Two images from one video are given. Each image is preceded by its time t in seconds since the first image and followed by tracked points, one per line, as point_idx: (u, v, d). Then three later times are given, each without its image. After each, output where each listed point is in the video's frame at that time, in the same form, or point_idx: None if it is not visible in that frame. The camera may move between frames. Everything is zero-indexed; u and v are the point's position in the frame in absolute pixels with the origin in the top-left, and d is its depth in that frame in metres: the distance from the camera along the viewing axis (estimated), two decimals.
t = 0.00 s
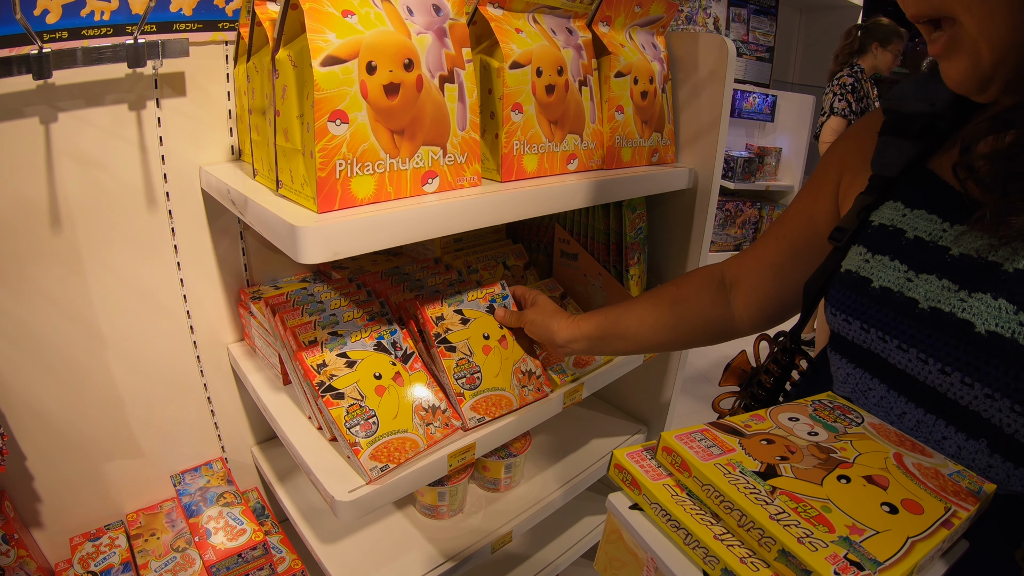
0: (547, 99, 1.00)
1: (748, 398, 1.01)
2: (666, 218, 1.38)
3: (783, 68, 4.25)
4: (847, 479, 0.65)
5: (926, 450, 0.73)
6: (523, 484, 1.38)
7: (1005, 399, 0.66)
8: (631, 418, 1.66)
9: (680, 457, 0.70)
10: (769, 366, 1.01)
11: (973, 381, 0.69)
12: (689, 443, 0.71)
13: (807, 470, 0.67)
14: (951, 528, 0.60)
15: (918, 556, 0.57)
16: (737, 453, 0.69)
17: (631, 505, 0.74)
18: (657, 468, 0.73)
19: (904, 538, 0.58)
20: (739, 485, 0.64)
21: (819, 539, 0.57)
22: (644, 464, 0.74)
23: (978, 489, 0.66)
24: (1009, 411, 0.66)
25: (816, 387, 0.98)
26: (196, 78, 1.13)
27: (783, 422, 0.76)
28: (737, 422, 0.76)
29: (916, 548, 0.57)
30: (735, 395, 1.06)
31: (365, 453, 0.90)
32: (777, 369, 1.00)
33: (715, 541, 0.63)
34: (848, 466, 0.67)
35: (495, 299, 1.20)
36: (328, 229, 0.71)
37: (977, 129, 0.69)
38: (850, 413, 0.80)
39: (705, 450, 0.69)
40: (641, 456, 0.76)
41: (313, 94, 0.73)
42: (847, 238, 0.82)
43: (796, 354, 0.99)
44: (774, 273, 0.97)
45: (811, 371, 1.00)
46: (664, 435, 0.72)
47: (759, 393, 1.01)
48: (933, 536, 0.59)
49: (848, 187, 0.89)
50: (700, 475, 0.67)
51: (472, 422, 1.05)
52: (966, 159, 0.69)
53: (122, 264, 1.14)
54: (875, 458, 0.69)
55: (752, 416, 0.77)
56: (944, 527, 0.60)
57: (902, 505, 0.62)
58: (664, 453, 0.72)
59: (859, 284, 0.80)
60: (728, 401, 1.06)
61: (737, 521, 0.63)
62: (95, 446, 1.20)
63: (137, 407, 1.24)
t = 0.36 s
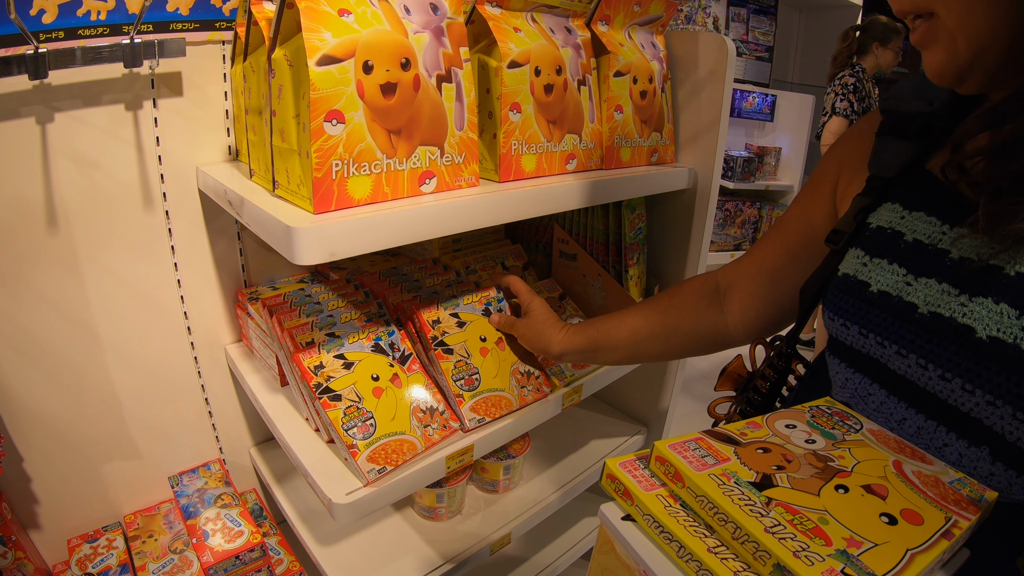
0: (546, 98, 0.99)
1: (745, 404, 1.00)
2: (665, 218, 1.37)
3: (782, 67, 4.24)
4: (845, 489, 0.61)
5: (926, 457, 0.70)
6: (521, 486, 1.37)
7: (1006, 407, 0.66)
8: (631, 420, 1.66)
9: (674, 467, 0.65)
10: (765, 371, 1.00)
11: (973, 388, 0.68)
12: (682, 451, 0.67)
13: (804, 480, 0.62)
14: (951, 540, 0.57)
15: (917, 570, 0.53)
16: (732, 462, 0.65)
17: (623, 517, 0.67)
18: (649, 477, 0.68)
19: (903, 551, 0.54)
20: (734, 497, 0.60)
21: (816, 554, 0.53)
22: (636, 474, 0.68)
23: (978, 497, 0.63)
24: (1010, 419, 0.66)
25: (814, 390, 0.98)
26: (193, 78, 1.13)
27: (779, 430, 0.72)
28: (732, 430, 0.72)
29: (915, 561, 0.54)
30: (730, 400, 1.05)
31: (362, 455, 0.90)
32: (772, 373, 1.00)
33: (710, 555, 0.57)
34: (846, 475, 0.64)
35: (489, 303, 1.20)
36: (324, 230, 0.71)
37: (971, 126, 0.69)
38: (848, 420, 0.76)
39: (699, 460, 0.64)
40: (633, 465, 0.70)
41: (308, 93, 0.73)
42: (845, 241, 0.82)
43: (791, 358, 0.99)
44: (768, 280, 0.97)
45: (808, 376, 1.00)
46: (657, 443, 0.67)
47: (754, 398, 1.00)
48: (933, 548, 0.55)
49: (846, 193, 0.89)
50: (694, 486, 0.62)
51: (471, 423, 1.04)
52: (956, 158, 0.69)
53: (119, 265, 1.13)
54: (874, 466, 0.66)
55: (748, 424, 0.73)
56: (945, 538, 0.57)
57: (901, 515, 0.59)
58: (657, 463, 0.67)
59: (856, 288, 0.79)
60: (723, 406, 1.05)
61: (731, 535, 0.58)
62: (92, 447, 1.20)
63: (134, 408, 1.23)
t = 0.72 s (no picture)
0: (541, 98, 1.00)
1: (740, 406, 0.99)
2: (662, 218, 1.37)
3: (781, 67, 4.25)
4: (837, 494, 0.61)
5: (923, 462, 0.70)
6: (517, 486, 1.36)
7: (1004, 411, 0.65)
8: (627, 419, 1.66)
9: (663, 470, 0.65)
10: (761, 373, 0.98)
11: (971, 392, 0.68)
12: (672, 455, 0.66)
13: (796, 485, 0.62)
14: (946, 547, 0.55)
15: None
16: (722, 466, 0.65)
17: (611, 519, 0.68)
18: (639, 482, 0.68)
19: (895, 558, 0.53)
20: (722, 501, 0.59)
21: (804, 560, 0.53)
22: (625, 478, 0.69)
23: (975, 503, 0.63)
24: (1008, 424, 0.66)
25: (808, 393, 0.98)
26: (190, 78, 1.13)
27: (773, 433, 0.72)
28: (724, 433, 0.72)
29: (908, 569, 0.53)
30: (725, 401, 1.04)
31: (357, 455, 0.90)
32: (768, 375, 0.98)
33: (696, 558, 0.58)
34: (839, 480, 0.63)
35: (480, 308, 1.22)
36: (319, 229, 0.71)
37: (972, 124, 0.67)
38: (845, 422, 0.76)
39: (688, 463, 0.64)
40: (622, 468, 0.71)
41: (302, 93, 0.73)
42: (841, 241, 0.81)
43: (787, 360, 0.98)
44: (763, 278, 0.96)
45: (803, 378, 0.99)
46: (646, 446, 0.67)
47: (750, 400, 0.99)
48: (927, 555, 0.54)
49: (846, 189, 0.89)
50: (682, 490, 0.62)
51: (472, 424, 1.04)
52: (956, 155, 0.68)
53: (117, 264, 1.13)
54: (869, 470, 0.66)
55: (741, 427, 0.73)
56: (939, 545, 0.56)
57: (895, 522, 0.58)
58: (647, 466, 0.67)
59: (853, 289, 0.79)
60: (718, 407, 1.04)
61: (719, 540, 0.57)
62: (90, 446, 1.20)
63: (132, 408, 1.23)
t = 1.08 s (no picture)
0: (537, 97, 1.00)
1: (735, 408, 0.88)
2: (660, 218, 1.37)
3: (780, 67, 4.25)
4: (830, 499, 0.57)
5: (919, 467, 0.66)
6: (514, 486, 1.37)
7: (1002, 417, 0.64)
8: (625, 419, 1.66)
9: (651, 473, 0.61)
10: (756, 374, 0.88)
11: (968, 397, 0.67)
12: (661, 458, 0.63)
13: (787, 489, 0.58)
14: (940, 554, 0.52)
15: None
16: (713, 470, 0.61)
17: (600, 523, 0.65)
18: (628, 484, 0.64)
19: (888, 566, 0.50)
20: (711, 506, 0.56)
21: (794, 568, 0.49)
22: (614, 480, 0.65)
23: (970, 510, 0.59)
24: (1007, 431, 0.64)
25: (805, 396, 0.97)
26: (187, 78, 1.13)
27: (765, 436, 0.67)
28: (715, 435, 0.68)
29: None
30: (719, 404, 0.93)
31: (354, 454, 0.90)
32: (763, 376, 0.88)
33: (684, 566, 0.54)
34: (832, 484, 0.59)
35: (474, 303, 1.21)
36: (314, 228, 0.71)
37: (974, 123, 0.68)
38: (838, 426, 0.72)
39: (677, 466, 0.60)
40: (611, 470, 0.67)
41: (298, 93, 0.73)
42: (836, 242, 0.82)
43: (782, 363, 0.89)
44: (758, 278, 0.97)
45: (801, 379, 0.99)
46: (635, 448, 0.64)
47: (745, 403, 0.88)
48: (920, 563, 0.51)
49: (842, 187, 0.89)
50: (671, 494, 0.58)
51: (467, 422, 1.04)
52: (956, 155, 0.68)
53: (114, 264, 1.14)
54: (862, 475, 0.62)
55: (733, 429, 0.69)
56: (933, 552, 0.52)
57: (888, 528, 0.54)
58: (635, 469, 0.64)
59: (849, 290, 0.80)
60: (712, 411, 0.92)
61: (707, 545, 0.54)
62: (88, 446, 1.20)
63: (130, 407, 1.23)
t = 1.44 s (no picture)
0: (536, 97, 1.00)
1: (742, 416, 0.90)
2: (659, 219, 1.37)
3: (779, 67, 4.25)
4: (840, 515, 0.54)
5: (932, 482, 0.63)
6: (513, 486, 1.37)
7: (1019, 431, 0.62)
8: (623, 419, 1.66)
9: (655, 486, 0.59)
10: (762, 382, 0.88)
11: (983, 410, 0.64)
12: (665, 469, 0.60)
13: (796, 505, 0.55)
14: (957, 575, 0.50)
15: None
16: (719, 484, 0.58)
17: (600, 536, 0.63)
18: (631, 497, 0.62)
19: None
20: (717, 522, 0.53)
21: None
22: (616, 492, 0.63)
23: (985, 526, 0.56)
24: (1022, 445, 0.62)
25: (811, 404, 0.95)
26: (186, 78, 1.13)
27: (773, 448, 0.65)
28: (721, 446, 0.65)
29: None
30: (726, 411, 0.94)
31: (353, 454, 0.90)
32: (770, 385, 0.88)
33: None
34: (842, 499, 0.57)
35: (474, 300, 1.21)
36: (311, 228, 0.71)
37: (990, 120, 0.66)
38: (847, 437, 0.69)
39: (682, 479, 0.58)
40: (613, 481, 0.64)
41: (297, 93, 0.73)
42: (846, 244, 0.80)
43: (790, 369, 0.89)
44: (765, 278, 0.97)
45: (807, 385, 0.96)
46: (637, 459, 0.61)
47: (751, 411, 0.89)
48: None
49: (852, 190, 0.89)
50: (675, 509, 0.56)
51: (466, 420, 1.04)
52: (971, 152, 0.66)
53: (113, 264, 1.14)
54: (873, 489, 0.59)
55: (740, 440, 0.66)
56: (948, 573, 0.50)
57: (901, 545, 0.52)
58: (639, 481, 0.61)
59: (859, 295, 0.77)
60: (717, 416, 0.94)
61: (713, 563, 0.51)
62: (87, 446, 1.20)
63: (129, 408, 1.23)
